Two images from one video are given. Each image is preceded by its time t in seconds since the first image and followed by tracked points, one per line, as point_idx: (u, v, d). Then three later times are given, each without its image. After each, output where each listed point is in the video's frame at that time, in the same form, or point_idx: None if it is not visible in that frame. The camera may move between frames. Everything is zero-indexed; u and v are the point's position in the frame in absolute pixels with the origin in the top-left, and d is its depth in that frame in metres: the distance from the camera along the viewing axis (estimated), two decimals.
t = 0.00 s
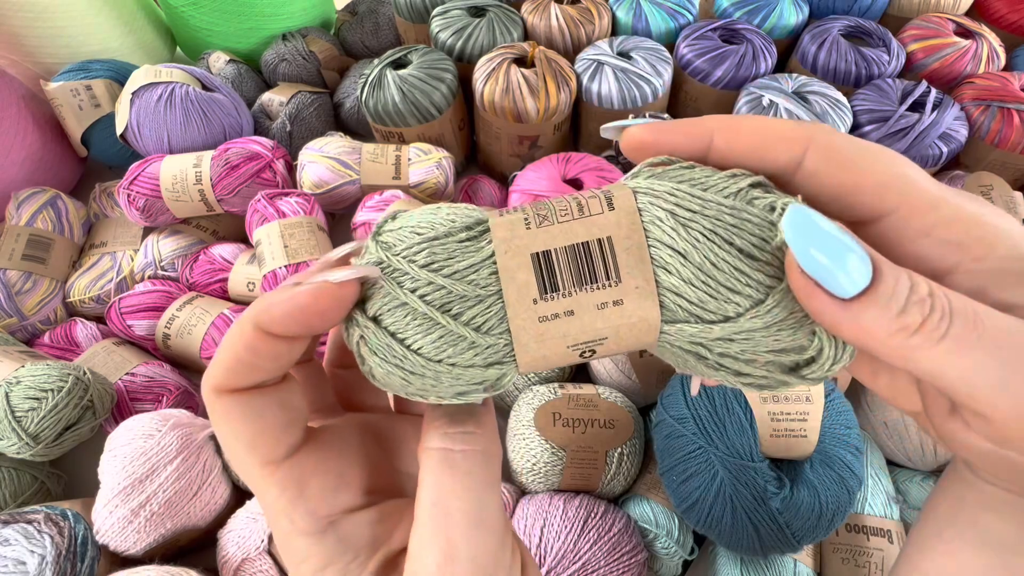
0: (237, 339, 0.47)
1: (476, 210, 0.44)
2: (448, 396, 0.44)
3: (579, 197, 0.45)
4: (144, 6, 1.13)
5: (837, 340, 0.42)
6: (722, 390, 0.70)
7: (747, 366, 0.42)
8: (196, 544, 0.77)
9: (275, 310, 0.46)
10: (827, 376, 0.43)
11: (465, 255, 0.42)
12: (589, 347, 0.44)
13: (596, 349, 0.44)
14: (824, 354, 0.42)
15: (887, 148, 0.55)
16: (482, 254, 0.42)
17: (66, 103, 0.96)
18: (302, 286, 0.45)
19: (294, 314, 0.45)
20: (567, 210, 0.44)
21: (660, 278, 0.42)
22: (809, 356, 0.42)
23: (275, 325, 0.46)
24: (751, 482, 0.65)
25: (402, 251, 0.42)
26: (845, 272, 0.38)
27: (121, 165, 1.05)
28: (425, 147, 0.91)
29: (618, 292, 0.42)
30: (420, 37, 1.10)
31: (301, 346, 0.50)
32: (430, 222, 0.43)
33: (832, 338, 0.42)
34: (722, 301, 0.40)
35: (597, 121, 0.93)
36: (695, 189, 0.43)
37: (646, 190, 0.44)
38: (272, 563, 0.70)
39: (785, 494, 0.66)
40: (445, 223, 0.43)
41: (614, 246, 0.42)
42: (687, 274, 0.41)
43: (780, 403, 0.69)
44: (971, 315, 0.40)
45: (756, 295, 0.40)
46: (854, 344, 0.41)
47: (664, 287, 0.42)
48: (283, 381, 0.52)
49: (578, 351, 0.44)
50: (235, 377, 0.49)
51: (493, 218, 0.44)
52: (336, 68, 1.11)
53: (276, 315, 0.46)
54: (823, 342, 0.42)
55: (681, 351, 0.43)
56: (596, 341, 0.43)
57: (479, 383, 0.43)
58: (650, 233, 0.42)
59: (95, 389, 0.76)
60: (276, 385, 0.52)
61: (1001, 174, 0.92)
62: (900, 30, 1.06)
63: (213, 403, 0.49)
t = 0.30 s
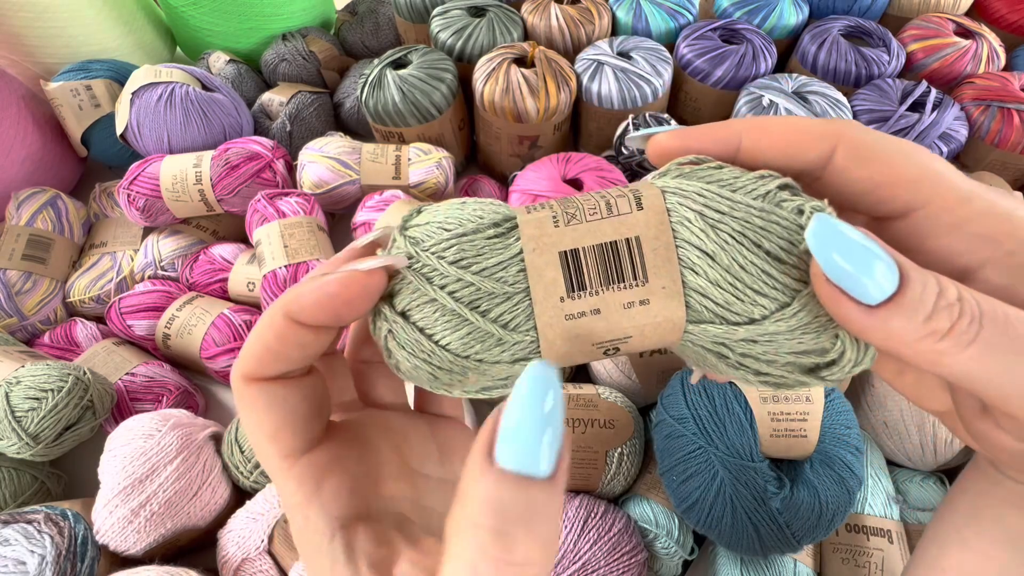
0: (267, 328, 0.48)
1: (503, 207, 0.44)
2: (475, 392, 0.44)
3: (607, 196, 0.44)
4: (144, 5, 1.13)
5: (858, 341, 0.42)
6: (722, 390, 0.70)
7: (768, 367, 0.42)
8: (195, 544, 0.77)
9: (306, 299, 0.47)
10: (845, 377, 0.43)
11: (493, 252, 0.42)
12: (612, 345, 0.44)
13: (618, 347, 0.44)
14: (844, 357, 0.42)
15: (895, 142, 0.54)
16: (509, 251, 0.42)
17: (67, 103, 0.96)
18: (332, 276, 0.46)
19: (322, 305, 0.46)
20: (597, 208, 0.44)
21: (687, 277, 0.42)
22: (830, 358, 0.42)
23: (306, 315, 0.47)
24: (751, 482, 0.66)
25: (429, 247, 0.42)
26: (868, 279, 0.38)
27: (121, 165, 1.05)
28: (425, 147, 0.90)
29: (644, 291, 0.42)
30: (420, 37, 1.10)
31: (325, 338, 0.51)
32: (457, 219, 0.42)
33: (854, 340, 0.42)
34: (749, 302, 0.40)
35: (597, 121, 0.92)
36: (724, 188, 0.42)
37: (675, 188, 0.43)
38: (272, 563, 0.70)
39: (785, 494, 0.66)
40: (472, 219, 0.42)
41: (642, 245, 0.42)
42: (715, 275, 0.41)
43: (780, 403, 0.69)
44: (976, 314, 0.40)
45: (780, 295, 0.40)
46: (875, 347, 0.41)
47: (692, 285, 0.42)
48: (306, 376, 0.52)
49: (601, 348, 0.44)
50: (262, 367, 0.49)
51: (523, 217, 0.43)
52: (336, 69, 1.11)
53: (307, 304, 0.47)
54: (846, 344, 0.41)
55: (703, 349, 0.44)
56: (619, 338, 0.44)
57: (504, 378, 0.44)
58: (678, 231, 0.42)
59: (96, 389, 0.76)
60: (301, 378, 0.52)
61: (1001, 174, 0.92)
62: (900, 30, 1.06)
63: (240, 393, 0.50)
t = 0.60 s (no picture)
0: (271, 325, 0.48)
1: (504, 206, 0.44)
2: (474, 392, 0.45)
3: (607, 196, 0.44)
4: (144, 5, 1.13)
5: (857, 344, 0.42)
6: (722, 390, 0.70)
7: (766, 370, 0.42)
8: (195, 544, 0.77)
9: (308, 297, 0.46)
10: (843, 380, 0.43)
11: (495, 252, 0.42)
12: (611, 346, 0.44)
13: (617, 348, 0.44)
14: (842, 360, 0.42)
15: (894, 143, 0.54)
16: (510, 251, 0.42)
17: (67, 103, 0.96)
18: (334, 275, 0.46)
19: (323, 302, 0.46)
20: (597, 208, 0.44)
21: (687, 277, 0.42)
22: (828, 361, 0.41)
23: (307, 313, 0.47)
24: (751, 481, 0.66)
25: (431, 244, 0.42)
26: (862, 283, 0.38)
27: (121, 165, 1.05)
28: (425, 147, 0.90)
29: (644, 292, 0.42)
30: (420, 37, 1.10)
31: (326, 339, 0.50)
32: (458, 218, 0.42)
33: (853, 343, 0.42)
34: (748, 305, 0.40)
35: (597, 121, 0.92)
36: (727, 188, 0.42)
37: (678, 187, 0.43)
38: (272, 563, 0.70)
39: (785, 494, 0.66)
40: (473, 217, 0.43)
41: (643, 245, 0.42)
42: (715, 276, 0.41)
43: (780, 402, 0.69)
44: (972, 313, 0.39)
45: (780, 296, 0.40)
46: (875, 350, 0.41)
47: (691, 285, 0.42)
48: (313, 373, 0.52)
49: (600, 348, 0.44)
50: (266, 366, 0.49)
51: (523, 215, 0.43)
52: (336, 69, 1.11)
53: (310, 302, 0.47)
54: (844, 347, 0.41)
55: (702, 349, 0.44)
56: (619, 339, 0.44)
57: (504, 378, 0.44)
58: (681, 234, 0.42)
59: (95, 389, 0.76)
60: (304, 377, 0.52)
61: (1001, 174, 0.92)
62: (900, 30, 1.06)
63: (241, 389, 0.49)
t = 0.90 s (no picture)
0: (271, 324, 0.48)
1: (502, 205, 0.44)
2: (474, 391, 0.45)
3: (607, 196, 0.44)
4: (144, 5, 1.13)
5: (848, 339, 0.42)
6: (722, 390, 0.70)
7: (756, 363, 0.43)
8: (195, 544, 0.77)
9: (308, 296, 0.46)
10: (833, 373, 0.44)
11: (495, 254, 0.41)
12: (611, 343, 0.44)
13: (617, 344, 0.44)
14: (832, 353, 0.42)
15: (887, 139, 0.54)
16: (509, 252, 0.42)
17: (67, 103, 0.96)
18: (335, 274, 0.46)
19: (322, 302, 0.46)
20: (597, 209, 0.43)
21: (685, 277, 0.42)
22: (818, 355, 0.42)
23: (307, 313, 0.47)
24: (751, 482, 0.65)
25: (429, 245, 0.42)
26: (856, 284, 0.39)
27: (121, 165, 1.05)
28: (425, 147, 0.91)
29: (643, 292, 0.42)
30: (420, 37, 1.10)
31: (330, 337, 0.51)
32: (457, 218, 0.42)
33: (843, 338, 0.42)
34: (743, 304, 0.40)
35: (597, 121, 0.93)
36: (727, 190, 0.42)
37: (678, 189, 0.43)
38: (272, 563, 0.70)
39: (785, 494, 0.66)
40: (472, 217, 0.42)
41: (643, 245, 0.42)
42: (711, 277, 0.41)
43: (780, 402, 0.69)
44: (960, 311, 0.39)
45: (775, 293, 0.40)
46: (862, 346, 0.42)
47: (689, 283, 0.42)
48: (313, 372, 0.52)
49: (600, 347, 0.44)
50: (264, 365, 0.49)
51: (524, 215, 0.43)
52: (336, 69, 1.11)
53: (309, 302, 0.47)
54: (835, 343, 0.42)
55: (697, 344, 0.44)
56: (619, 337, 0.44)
57: (505, 377, 0.44)
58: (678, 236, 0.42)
59: (96, 389, 0.76)
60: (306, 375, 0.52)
61: (1001, 174, 0.92)
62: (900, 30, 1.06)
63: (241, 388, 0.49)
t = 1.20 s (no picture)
0: (272, 379, 0.46)
1: (545, 312, 0.39)
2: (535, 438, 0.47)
3: (637, 266, 0.40)
4: (144, 5, 1.13)
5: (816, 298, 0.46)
6: (722, 390, 0.70)
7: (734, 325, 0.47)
8: (195, 545, 0.77)
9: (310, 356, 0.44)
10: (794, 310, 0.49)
11: (551, 377, 0.39)
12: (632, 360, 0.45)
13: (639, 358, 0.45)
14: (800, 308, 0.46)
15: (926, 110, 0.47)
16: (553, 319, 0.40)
17: (66, 103, 0.96)
18: (332, 343, 0.43)
19: (322, 361, 0.44)
20: (626, 254, 0.40)
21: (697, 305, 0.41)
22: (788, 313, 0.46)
23: (299, 365, 0.45)
24: (751, 482, 0.65)
25: (466, 330, 0.39)
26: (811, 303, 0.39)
27: (122, 165, 1.05)
28: (425, 147, 0.91)
29: (673, 334, 0.43)
30: (420, 37, 1.10)
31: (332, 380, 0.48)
32: (506, 360, 0.38)
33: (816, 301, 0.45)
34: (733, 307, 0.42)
35: (597, 121, 0.93)
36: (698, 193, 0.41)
37: (670, 206, 0.41)
38: (272, 563, 0.70)
39: (785, 494, 0.66)
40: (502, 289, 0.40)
41: (678, 317, 0.41)
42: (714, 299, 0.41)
43: (780, 402, 0.69)
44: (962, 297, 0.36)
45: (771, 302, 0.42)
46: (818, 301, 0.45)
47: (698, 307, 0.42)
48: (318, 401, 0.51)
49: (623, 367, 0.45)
50: (269, 410, 0.48)
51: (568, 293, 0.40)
52: (336, 69, 1.11)
53: (309, 362, 0.44)
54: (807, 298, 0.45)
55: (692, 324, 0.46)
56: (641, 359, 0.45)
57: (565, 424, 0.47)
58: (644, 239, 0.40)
59: (95, 389, 0.76)
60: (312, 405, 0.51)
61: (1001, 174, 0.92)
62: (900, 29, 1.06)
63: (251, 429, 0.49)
